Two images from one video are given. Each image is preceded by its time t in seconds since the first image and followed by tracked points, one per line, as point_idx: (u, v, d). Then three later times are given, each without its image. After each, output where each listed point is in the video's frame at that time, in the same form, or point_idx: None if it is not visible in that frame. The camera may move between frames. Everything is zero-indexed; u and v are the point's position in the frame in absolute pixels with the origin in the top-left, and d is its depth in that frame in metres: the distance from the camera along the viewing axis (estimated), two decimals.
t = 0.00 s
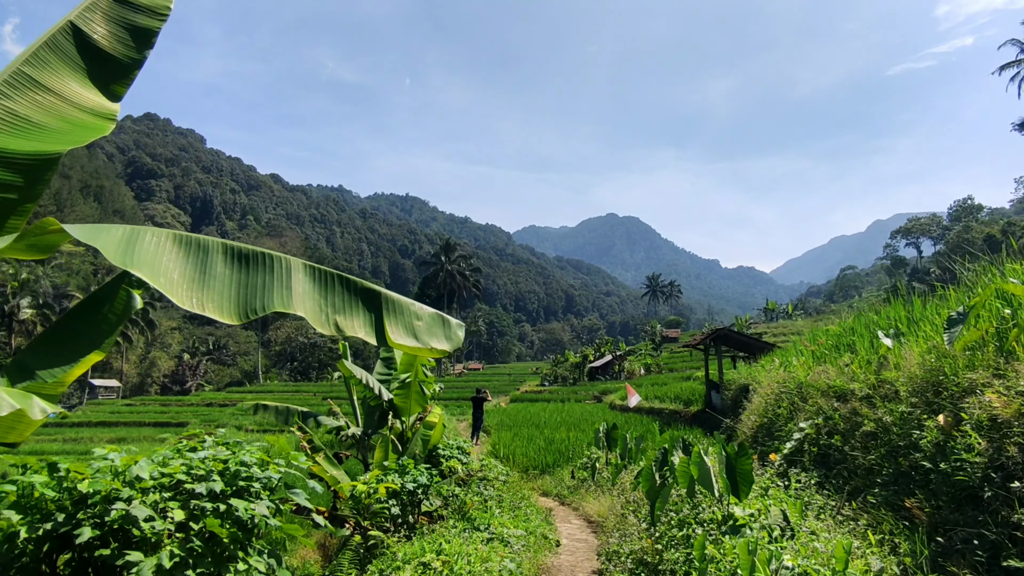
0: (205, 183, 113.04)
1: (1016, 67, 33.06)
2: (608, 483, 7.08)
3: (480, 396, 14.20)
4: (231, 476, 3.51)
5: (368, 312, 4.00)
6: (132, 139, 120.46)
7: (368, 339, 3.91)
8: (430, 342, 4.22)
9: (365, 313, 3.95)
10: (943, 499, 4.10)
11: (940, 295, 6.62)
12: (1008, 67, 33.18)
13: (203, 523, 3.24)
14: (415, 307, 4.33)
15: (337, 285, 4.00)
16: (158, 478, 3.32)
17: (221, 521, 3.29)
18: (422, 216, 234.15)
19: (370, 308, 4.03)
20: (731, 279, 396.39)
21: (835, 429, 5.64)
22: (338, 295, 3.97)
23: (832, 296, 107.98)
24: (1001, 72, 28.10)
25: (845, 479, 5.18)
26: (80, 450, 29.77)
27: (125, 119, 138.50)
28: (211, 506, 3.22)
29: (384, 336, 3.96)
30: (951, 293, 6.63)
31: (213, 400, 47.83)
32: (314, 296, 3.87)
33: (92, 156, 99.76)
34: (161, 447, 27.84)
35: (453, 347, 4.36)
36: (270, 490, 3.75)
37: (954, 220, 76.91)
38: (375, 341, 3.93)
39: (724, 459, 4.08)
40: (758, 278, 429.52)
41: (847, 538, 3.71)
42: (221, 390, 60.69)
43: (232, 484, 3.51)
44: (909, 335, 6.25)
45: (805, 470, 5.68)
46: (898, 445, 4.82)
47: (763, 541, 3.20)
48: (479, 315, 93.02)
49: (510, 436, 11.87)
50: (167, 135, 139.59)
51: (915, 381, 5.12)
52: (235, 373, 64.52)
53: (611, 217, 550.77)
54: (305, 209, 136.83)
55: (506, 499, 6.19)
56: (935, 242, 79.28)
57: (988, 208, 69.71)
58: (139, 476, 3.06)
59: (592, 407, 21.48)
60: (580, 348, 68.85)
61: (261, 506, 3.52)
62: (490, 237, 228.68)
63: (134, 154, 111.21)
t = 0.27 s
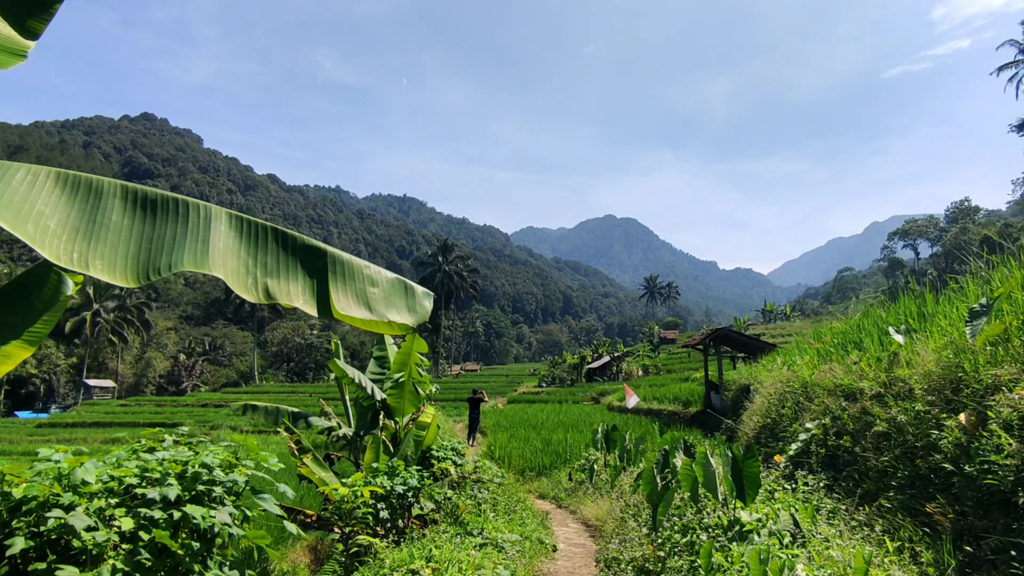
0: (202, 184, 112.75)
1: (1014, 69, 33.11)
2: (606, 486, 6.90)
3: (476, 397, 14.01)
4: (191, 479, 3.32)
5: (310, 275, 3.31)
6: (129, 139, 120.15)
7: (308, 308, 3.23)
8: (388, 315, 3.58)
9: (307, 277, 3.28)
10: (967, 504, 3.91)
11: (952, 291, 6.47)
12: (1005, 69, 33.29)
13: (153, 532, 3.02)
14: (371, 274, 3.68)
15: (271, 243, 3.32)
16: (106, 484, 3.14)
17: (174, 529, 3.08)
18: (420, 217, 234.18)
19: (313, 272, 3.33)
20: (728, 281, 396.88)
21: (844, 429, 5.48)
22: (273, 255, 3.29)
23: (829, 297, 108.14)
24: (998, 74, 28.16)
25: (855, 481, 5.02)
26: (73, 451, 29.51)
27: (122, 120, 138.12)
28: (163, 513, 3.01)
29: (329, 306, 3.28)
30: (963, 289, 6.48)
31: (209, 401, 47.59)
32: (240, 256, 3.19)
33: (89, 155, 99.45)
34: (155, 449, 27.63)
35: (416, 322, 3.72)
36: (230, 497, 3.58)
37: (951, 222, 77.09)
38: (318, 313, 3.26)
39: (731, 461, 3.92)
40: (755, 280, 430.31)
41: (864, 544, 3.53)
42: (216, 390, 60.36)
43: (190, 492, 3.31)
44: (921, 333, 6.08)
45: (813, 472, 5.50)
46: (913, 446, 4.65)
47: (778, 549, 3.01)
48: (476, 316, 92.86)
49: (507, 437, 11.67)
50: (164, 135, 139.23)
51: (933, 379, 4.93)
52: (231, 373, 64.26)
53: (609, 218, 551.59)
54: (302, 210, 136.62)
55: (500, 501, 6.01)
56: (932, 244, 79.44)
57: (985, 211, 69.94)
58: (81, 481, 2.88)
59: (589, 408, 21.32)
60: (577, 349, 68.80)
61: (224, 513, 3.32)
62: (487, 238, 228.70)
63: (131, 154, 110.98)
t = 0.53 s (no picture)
0: (199, 184, 112.31)
1: (1011, 69, 33.10)
2: (605, 490, 6.74)
3: (473, 399, 13.81)
4: (148, 499, 3.17)
5: (230, 262, 3.08)
6: (126, 139, 119.96)
7: (223, 302, 2.96)
8: (323, 309, 3.30)
9: (223, 263, 3.03)
10: (996, 519, 3.65)
11: (966, 290, 6.27)
12: (1004, 71, 33.22)
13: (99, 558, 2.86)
14: (307, 261, 3.43)
15: (185, 222, 3.06)
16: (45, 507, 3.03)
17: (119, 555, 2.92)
18: (418, 218, 234.11)
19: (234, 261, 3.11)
20: (725, 282, 397.69)
21: (853, 435, 5.31)
22: (184, 236, 3.03)
23: (826, 299, 108.38)
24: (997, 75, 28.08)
25: (865, 490, 4.85)
26: (66, 452, 29.19)
27: (119, 119, 137.50)
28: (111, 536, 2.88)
29: (246, 303, 3.03)
30: (977, 288, 6.27)
31: (204, 402, 47.21)
32: (143, 236, 2.92)
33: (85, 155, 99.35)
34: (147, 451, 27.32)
35: (358, 318, 3.44)
36: (190, 512, 3.36)
37: (948, 223, 77.26)
38: (235, 306, 3.01)
39: (739, 470, 3.78)
40: (752, 281, 431.27)
41: (882, 562, 3.33)
42: (212, 392, 59.96)
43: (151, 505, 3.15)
44: (934, 334, 5.89)
45: (821, 479, 5.33)
46: (928, 453, 4.47)
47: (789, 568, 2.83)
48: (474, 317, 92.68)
49: (503, 440, 11.48)
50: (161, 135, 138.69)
51: (951, 381, 4.72)
52: (227, 375, 63.84)
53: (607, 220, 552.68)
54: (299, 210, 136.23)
55: (496, 508, 5.82)
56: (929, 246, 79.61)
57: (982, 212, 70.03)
58: (22, 499, 2.70)
59: (587, 410, 21.16)
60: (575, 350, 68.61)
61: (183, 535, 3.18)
62: (485, 239, 228.67)
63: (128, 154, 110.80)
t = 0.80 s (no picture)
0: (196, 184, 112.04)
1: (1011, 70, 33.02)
2: (606, 494, 6.58)
3: (470, 400, 13.61)
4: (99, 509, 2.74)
5: (95, 163, 2.24)
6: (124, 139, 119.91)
7: (76, 220, 2.09)
8: (232, 228, 2.43)
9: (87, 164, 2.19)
10: None
11: (985, 288, 6.07)
12: (1004, 70, 33.14)
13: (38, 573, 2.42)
14: (220, 168, 2.51)
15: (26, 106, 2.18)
16: None
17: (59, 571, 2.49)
18: (416, 219, 234.08)
19: (103, 161, 2.24)
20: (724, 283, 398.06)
21: (867, 435, 5.15)
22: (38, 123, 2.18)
23: (825, 300, 108.41)
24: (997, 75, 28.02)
25: (878, 494, 4.70)
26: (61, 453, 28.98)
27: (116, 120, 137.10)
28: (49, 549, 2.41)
29: (114, 220, 2.16)
30: (995, 285, 6.08)
31: (200, 403, 46.87)
32: None
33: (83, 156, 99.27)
34: (144, 452, 27.11)
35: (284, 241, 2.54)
36: (165, 520, 3.08)
37: (946, 224, 77.24)
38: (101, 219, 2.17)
39: (752, 471, 3.64)
40: (750, 283, 431.93)
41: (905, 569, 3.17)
42: (210, 392, 59.58)
43: (125, 509, 2.82)
44: (954, 332, 5.69)
45: (833, 482, 5.17)
46: (954, 455, 4.24)
47: None
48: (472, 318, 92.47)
49: (501, 441, 11.28)
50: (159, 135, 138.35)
51: (975, 380, 4.50)
52: (224, 376, 63.50)
53: (605, 221, 553.06)
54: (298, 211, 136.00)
55: (495, 511, 5.65)
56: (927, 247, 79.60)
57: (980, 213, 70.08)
58: None
59: (586, 410, 20.99)
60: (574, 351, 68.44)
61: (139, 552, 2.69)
62: (484, 240, 228.64)
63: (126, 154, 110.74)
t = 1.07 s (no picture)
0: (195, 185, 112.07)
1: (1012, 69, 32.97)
2: (609, 496, 6.41)
3: (469, 400, 13.41)
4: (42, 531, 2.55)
5: None
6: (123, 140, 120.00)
7: None
8: None
9: None
10: None
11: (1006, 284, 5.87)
12: (1005, 69, 33.03)
13: None
14: None
15: None
16: None
17: None
18: (415, 219, 234.24)
19: None
20: (723, 284, 397.85)
21: (884, 437, 4.98)
22: None
23: (824, 300, 108.38)
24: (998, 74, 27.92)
25: (896, 499, 4.52)
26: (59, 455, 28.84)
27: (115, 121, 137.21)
28: None
29: None
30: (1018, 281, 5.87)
31: (198, 404, 46.64)
32: None
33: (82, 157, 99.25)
34: (143, 454, 26.94)
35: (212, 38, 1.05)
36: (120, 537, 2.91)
37: (946, 225, 77.20)
38: None
39: (769, 479, 3.52)
40: (750, 283, 431.99)
41: None
42: (208, 393, 59.30)
43: (71, 523, 2.66)
44: (977, 329, 5.51)
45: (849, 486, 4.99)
46: (984, 460, 4.01)
47: None
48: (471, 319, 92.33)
49: (501, 442, 11.10)
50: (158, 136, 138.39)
51: (1006, 379, 4.29)
52: (223, 377, 63.27)
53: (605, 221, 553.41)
54: (296, 211, 135.87)
55: (493, 516, 5.49)
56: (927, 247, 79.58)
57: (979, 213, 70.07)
58: None
59: (587, 411, 20.83)
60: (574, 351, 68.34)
61: None
62: (483, 240, 228.71)
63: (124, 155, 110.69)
